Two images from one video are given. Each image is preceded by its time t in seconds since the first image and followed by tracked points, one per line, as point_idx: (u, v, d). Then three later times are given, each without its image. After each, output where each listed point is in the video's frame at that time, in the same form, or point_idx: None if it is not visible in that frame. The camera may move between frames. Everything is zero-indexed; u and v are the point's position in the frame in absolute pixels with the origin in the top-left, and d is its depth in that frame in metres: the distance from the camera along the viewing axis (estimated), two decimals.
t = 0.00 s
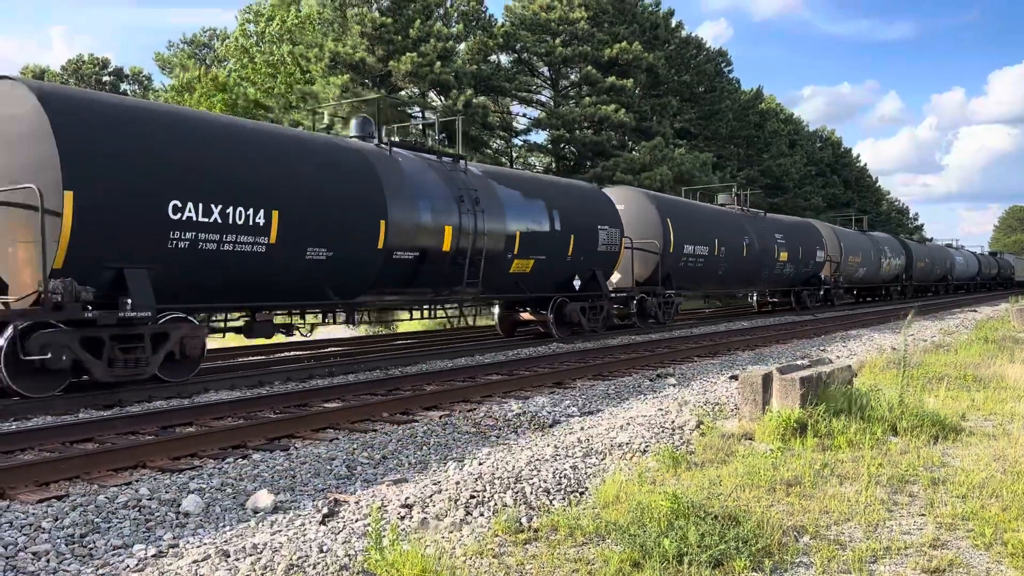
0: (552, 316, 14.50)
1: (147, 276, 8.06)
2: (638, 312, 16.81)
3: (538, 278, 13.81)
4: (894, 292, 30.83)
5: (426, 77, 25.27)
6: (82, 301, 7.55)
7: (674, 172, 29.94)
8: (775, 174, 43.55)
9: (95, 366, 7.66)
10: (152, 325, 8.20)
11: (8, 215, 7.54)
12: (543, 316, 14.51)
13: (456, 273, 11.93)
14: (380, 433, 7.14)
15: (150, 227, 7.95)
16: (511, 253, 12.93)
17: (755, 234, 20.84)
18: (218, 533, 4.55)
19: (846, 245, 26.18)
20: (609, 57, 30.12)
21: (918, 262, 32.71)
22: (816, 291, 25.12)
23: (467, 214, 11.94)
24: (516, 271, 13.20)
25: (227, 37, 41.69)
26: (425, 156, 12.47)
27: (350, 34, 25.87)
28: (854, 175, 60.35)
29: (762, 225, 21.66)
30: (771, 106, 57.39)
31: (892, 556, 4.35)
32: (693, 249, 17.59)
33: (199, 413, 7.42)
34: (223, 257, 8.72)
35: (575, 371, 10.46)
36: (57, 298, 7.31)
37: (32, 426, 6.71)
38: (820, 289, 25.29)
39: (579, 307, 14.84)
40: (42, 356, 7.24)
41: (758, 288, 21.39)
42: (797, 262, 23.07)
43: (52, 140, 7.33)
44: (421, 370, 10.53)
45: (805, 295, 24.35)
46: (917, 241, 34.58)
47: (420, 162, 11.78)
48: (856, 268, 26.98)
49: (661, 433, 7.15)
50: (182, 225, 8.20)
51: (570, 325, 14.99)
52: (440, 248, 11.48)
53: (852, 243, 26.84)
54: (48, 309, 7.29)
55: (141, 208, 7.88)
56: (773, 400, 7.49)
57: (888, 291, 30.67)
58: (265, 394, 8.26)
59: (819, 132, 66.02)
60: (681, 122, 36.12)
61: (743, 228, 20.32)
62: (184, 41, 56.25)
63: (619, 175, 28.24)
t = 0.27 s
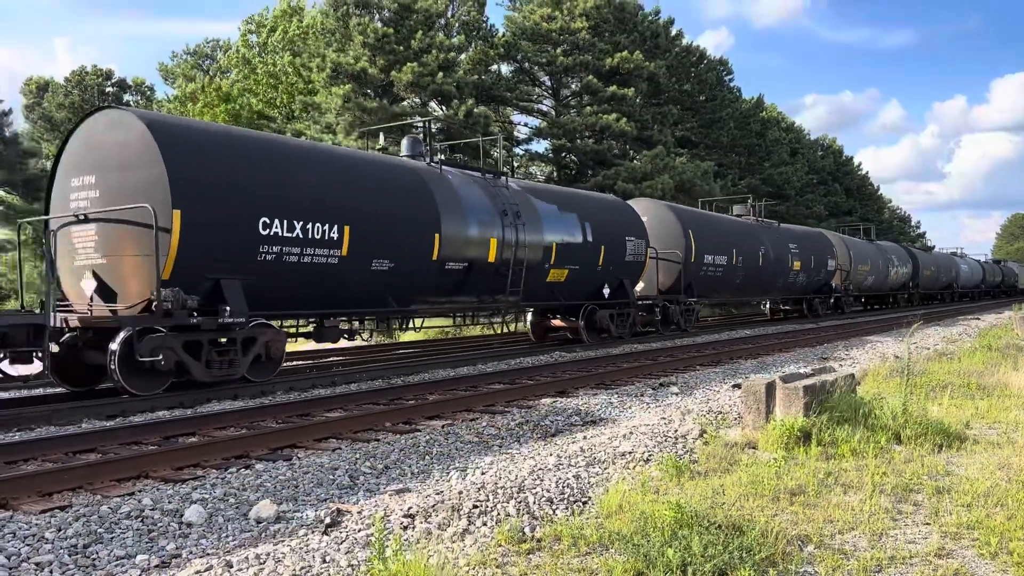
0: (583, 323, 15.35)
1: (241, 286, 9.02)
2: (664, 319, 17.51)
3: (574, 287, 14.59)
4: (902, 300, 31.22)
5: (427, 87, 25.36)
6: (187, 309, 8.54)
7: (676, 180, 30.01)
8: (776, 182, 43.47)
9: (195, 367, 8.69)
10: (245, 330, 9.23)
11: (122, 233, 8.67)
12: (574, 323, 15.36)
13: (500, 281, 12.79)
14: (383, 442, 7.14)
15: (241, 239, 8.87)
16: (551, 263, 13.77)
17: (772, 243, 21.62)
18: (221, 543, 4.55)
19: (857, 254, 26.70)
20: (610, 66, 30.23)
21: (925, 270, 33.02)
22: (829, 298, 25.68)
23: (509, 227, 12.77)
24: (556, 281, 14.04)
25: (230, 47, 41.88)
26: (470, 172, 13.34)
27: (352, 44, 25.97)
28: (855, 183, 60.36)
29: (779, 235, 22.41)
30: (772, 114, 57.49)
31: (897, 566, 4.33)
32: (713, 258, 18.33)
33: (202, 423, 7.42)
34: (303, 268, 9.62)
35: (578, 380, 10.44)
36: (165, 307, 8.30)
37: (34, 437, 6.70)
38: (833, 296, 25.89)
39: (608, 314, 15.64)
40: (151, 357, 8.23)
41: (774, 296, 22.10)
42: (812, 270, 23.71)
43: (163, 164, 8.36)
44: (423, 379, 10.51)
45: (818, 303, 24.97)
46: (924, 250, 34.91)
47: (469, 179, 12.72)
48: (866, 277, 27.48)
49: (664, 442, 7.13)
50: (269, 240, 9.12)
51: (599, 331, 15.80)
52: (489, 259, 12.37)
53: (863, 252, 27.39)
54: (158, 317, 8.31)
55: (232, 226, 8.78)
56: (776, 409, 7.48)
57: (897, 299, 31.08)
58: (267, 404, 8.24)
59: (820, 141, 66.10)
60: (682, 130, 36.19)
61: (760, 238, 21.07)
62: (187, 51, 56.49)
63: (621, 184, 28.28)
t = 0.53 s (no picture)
0: (618, 328, 16.19)
1: (329, 293, 10.13)
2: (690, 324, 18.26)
3: (610, 294, 15.50)
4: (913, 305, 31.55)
5: (431, 95, 25.42)
6: (288, 313, 9.74)
7: (680, 187, 30.02)
8: (781, 189, 43.46)
9: (291, 367, 9.78)
10: (329, 333, 10.24)
11: (226, 246, 9.83)
12: (610, 328, 16.17)
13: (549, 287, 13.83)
14: (387, 451, 7.11)
15: (330, 252, 9.99)
16: (590, 272, 14.74)
17: (791, 252, 22.33)
18: (224, 554, 4.52)
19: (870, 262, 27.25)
20: (614, 74, 30.29)
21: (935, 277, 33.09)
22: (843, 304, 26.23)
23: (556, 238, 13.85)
24: (595, 288, 14.99)
25: (235, 57, 42.10)
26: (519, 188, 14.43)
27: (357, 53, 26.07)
28: (860, 189, 60.27)
29: (797, 244, 23.14)
30: (776, 121, 57.48)
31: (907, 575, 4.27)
32: (738, 266, 19.08)
33: (206, 432, 7.40)
34: (377, 276, 10.69)
35: (583, 388, 10.40)
36: (269, 312, 9.49)
37: (39, 447, 6.69)
38: (847, 302, 26.40)
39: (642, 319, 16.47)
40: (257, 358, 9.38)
41: (794, 302, 22.76)
42: (828, 277, 24.33)
43: (263, 183, 9.48)
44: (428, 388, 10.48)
45: (833, 309, 25.49)
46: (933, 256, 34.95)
47: (519, 194, 13.83)
48: (879, 283, 27.99)
49: (670, 450, 7.09)
50: (353, 252, 10.22)
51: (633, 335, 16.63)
52: (536, 268, 13.37)
53: (876, 259, 27.88)
54: (263, 320, 9.46)
55: (322, 240, 9.88)
56: (783, 416, 7.42)
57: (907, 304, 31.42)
58: (271, 413, 8.22)
59: (824, 147, 66.06)
60: (686, 138, 36.20)
61: (780, 247, 21.78)
62: (193, 61, 56.80)
63: (625, 192, 28.29)
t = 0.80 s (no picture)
0: (648, 335, 16.94)
1: (401, 302, 11.07)
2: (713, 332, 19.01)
3: (643, 303, 16.36)
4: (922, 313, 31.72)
5: (435, 106, 25.51)
6: (369, 322, 10.66)
7: (683, 197, 30.05)
8: (784, 198, 43.48)
9: (370, 370, 10.70)
10: (400, 338, 11.22)
11: (315, 259, 10.79)
12: (641, 336, 16.89)
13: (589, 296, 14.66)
14: (391, 462, 7.09)
15: (402, 264, 10.95)
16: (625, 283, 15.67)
17: (807, 263, 23.02)
18: (228, 565, 4.51)
19: (881, 271, 27.71)
20: (617, 84, 30.40)
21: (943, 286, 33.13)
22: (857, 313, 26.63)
23: (597, 251, 14.79)
24: (629, 297, 15.77)
25: (240, 68, 42.34)
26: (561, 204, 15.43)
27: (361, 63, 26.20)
28: (864, 199, 60.23)
29: (812, 255, 23.82)
30: (779, 131, 57.54)
31: None
32: (758, 277, 19.96)
33: (210, 443, 7.39)
34: (441, 287, 11.63)
35: (588, 398, 10.37)
36: (355, 320, 10.44)
37: (42, 458, 6.69)
38: (860, 311, 26.80)
39: (670, 327, 17.22)
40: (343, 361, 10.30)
41: (809, 311, 23.35)
42: (842, 286, 24.86)
43: (348, 204, 10.52)
44: (432, 398, 10.46)
45: (846, 317, 25.89)
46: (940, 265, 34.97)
47: (562, 210, 14.83)
48: (891, 292, 28.38)
49: (675, 460, 7.06)
50: (422, 265, 11.17)
51: (662, 342, 17.37)
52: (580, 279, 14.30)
53: (886, 269, 28.29)
54: (349, 326, 10.40)
55: (395, 254, 10.84)
56: (789, 426, 7.38)
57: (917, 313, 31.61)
58: (275, 424, 8.21)
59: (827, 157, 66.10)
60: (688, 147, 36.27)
61: (796, 258, 22.49)
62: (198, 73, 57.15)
63: (628, 201, 28.32)
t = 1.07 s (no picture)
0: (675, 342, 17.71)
1: (462, 311, 12.14)
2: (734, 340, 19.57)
3: (672, 311, 17.22)
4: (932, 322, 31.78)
5: (439, 115, 25.59)
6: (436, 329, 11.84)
7: (686, 206, 30.08)
8: (787, 207, 43.49)
9: (435, 373, 11.92)
10: (461, 344, 12.43)
11: (386, 274, 11.91)
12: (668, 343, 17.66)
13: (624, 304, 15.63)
14: (396, 471, 7.08)
15: (461, 276, 12.00)
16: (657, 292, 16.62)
17: (823, 273, 23.45)
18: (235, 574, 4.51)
19: (893, 281, 27.97)
20: (620, 94, 30.50)
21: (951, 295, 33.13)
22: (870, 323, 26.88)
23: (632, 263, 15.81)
24: (659, 306, 16.72)
25: (244, 79, 42.51)
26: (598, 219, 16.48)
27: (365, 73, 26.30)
28: (867, 208, 60.17)
29: (828, 264, 24.25)
30: (782, 140, 57.60)
31: None
32: (778, 286, 20.59)
33: (215, 452, 7.39)
34: (495, 296, 12.67)
35: (592, 407, 10.35)
36: (425, 326, 11.60)
37: (47, 467, 6.69)
38: (873, 319, 27.03)
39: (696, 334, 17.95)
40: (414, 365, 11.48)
41: (825, 319, 23.70)
42: (856, 296, 25.17)
43: (417, 221, 11.65)
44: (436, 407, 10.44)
45: (859, 325, 26.12)
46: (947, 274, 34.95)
47: (600, 224, 15.89)
48: (902, 301, 28.60)
49: (681, 469, 7.04)
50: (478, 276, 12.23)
51: (687, 349, 18.08)
52: (616, 288, 15.23)
53: (898, 278, 28.49)
54: (419, 333, 11.57)
55: (453, 265, 11.86)
56: (795, 435, 7.37)
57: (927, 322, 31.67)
58: (280, 432, 8.20)
59: (830, 166, 66.11)
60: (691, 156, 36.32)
61: (812, 268, 22.91)
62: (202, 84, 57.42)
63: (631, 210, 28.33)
